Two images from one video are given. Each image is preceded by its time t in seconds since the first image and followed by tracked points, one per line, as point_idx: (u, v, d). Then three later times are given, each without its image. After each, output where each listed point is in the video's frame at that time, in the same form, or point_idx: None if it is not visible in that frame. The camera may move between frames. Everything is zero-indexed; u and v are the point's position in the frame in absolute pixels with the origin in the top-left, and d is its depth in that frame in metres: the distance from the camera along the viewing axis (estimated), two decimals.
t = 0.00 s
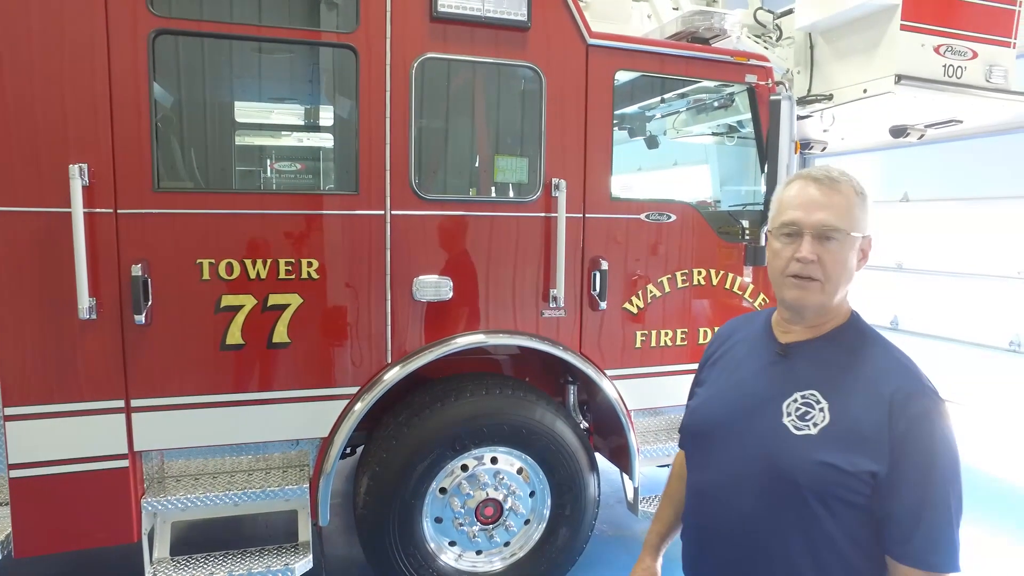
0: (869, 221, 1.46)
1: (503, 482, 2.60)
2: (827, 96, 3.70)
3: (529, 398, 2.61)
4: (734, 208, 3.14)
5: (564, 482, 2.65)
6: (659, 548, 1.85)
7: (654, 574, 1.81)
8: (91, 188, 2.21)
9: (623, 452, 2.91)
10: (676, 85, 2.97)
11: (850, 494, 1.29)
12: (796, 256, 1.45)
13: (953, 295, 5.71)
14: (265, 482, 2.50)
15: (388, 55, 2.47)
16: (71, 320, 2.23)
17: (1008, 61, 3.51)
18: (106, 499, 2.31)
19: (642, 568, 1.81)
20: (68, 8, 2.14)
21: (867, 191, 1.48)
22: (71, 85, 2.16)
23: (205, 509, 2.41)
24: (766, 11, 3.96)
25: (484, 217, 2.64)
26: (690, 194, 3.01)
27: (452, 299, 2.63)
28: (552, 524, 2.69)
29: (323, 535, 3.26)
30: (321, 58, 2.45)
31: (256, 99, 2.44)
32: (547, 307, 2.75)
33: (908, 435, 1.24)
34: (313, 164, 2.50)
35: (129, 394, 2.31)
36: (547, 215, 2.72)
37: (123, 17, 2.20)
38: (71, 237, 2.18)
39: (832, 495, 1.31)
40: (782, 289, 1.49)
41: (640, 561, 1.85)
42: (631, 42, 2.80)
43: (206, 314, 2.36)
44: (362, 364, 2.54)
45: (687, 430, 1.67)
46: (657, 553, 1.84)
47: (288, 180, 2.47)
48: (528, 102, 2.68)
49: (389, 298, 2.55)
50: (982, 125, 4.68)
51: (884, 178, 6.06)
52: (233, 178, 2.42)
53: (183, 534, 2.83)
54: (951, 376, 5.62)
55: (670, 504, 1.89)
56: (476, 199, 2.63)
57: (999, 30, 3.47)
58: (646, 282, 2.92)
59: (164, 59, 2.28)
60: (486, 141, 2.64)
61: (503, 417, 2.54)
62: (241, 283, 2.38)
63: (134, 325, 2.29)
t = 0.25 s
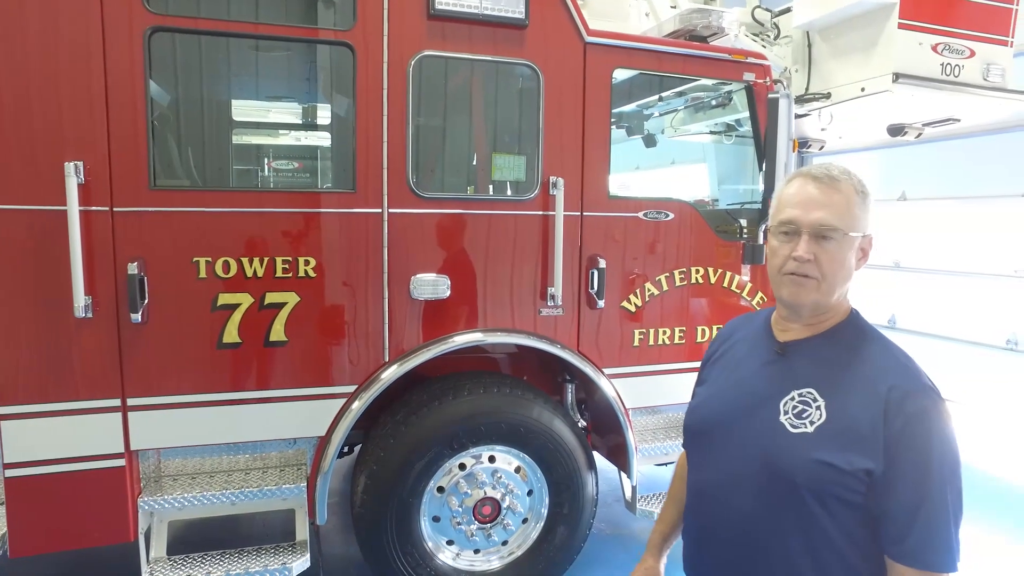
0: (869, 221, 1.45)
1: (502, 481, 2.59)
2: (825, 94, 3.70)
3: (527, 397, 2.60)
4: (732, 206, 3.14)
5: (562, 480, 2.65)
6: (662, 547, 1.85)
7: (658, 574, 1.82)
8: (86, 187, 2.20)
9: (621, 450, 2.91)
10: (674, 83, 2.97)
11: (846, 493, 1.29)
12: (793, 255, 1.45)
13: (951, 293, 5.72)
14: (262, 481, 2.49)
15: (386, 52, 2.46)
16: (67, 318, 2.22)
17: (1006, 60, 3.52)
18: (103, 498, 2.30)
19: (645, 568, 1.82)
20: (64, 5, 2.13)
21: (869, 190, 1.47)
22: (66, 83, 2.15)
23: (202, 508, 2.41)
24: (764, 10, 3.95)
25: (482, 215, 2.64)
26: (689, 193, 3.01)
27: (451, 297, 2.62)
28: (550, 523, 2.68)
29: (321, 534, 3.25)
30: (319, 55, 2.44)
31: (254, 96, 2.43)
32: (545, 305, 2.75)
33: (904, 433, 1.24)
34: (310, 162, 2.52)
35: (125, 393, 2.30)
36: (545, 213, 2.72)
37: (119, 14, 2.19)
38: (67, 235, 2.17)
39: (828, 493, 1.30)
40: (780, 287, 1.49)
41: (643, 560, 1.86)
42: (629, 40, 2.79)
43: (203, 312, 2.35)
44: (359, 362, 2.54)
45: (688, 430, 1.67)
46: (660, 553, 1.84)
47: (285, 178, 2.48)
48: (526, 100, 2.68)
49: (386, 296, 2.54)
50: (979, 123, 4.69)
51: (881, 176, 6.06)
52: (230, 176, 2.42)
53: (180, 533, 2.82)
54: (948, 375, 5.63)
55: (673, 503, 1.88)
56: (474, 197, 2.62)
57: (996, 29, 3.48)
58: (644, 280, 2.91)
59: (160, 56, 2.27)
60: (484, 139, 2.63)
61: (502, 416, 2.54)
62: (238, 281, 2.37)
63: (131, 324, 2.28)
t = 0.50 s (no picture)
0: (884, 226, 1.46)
1: (501, 481, 2.59)
2: (825, 93, 3.69)
3: (526, 396, 2.60)
4: (731, 206, 3.14)
5: (561, 480, 2.65)
6: (676, 554, 1.85)
7: None
8: (85, 186, 2.20)
9: (620, 449, 2.91)
10: (673, 82, 2.96)
11: (852, 494, 1.29)
12: (810, 252, 1.44)
13: (949, 292, 5.72)
14: (261, 481, 2.48)
15: (385, 51, 2.46)
16: (65, 317, 2.22)
17: (1005, 59, 3.52)
18: (102, 498, 2.30)
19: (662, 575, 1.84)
20: (62, 3, 2.12)
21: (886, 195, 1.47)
22: (65, 81, 2.15)
23: (201, 508, 2.40)
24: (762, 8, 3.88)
25: (481, 214, 2.64)
26: (688, 192, 3.01)
27: (450, 297, 2.62)
28: (550, 522, 2.68)
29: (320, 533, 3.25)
30: (318, 54, 2.43)
31: (253, 96, 2.43)
32: (545, 305, 2.74)
33: (910, 432, 1.24)
34: (309, 161, 2.49)
35: (124, 392, 2.30)
36: (544, 212, 2.72)
37: (117, 13, 2.18)
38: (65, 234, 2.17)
39: (834, 494, 1.30)
40: (791, 284, 1.48)
41: (660, 568, 1.87)
42: (628, 39, 2.79)
43: (202, 312, 2.35)
44: (358, 361, 2.53)
45: (695, 432, 1.66)
46: (675, 560, 1.85)
47: (284, 177, 2.46)
48: (525, 99, 2.67)
49: (386, 296, 2.54)
50: (978, 122, 4.69)
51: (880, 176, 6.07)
52: (229, 176, 2.40)
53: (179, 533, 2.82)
54: (947, 374, 5.64)
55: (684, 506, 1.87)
56: (474, 196, 2.62)
57: (996, 28, 3.49)
58: (643, 279, 2.91)
59: (159, 55, 2.26)
60: (484, 138, 2.63)
61: (500, 415, 2.54)
62: (237, 281, 2.37)
63: (129, 324, 2.28)
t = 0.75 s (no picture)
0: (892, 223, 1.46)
1: (501, 480, 2.59)
2: (825, 92, 3.69)
3: (526, 395, 2.60)
4: (731, 205, 3.14)
5: (561, 479, 2.65)
6: (681, 556, 1.86)
7: None
8: (85, 184, 2.19)
9: (621, 449, 2.91)
10: (673, 81, 2.96)
11: (864, 494, 1.29)
12: (817, 248, 1.44)
13: (949, 291, 5.72)
14: (261, 480, 2.48)
15: (385, 50, 2.46)
16: (65, 316, 2.22)
17: (1005, 58, 3.52)
18: (102, 497, 2.30)
19: None
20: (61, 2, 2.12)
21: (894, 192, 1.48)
22: (64, 80, 2.15)
23: (202, 507, 2.40)
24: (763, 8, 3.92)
25: (481, 213, 2.64)
26: (688, 191, 3.01)
27: (450, 296, 2.62)
28: (550, 521, 2.68)
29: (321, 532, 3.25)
30: (318, 53, 2.43)
31: (252, 95, 2.43)
32: (545, 304, 2.74)
33: (923, 433, 1.24)
34: (308, 161, 2.49)
35: (124, 391, 2.30)
36: (544, 211, 2.72)
37: (116, 11, 2.18)
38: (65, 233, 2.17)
39: (845, 495, 1.30)
40: (800, 280, 1.49)
41: (664, 570, 1.87)
42: (628, 38, 2.79)
43: (202, 311, 2.35)
44: (358, 361, 2.53)
45: (702, 432, 1.66)
46: (680, 562, 1.85)
47: (284, 176, 2.46)
48: (525, 98, 2.67)
49: (386, 295, 2.54)
50: (978, 122, 4.69)
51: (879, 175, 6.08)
52: (229, 175, 2.40)
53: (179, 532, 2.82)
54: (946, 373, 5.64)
55: (688, 509, 1.86)
56: (474, 195, 2.62)
57: (996, 27, 3.49)
58: (643, 278, 2.91)
59: (159, 54, 2.26)
60: (483, 137, 2.63)
61: (501, 414, 2.54)
62: (237, 280, 2.37)
63: (130, 322, 2.27)
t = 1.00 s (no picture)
0: (895, 220, 1.44)
1: (500, 478, 2.59)
2: (825, 91, 3.69)
3: (526, 395, 2.60)
4: (731, 204, 3.14)
5: (561, 477, 2.65)
6: (675, 552, 1.85)
7: None
8: (84, 182, 2.19)
9: (620, 447, 2.91)
10: (673, 80, 2.96)
11: (869, 495, 1.28)
12: (811, 248, 1.45)
13: (948, 290, 5.72)
14: (260, 478, 2.48)
15: (384, 49, 2.45)
16: (64, 314, 2.22)
17: (1005, 57, 3.52)
18: (101, 496, 2.29)
19: (658, 573, 1.82)
20: None
21: (896, 187, 1.46)
22: (63, 78, 2.14)
23: (201, 505, 2.40)
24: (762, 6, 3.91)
25: (481, 211, 2.64)
26: (688, 190, 3.01)
27: (449, 295, 2.62)
28: (549, 520, 2.68)
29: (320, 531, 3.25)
30: (317, 52, 2.43)
31: (251, 93, 2.43)
32: (544, 302, 2.74)
33: (929, 434, 1.23)
34: (308, 159, 2.49)
35: (123, 389, 2.30)
36: (544, 209, 2.72)
37: (115, 9, 2.17)
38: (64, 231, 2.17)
39: (850, 495, 1.30)
40: (798, 280, 1.50)
41: (657, 565, 1.85)
42: (628, 36, 2.79)
43: (201, 309, 2.34)
44: (358, 360, 2.53)
45: (704, 430, 1.66)
46: (674, 557, 1.84)
47: (283, 174, 2.46)
48: (525, 96, 2.67)
49: (385, 294, 2.54)
50: (978, 121, 4.68)
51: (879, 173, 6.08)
52: (228, 174, 2.40)
53: (178, 530, 2.82)
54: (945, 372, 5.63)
55: (686, 505, 1.87)
56: (474, 194, 2.62)
57: (996, 25, 3.49)
58: (643, 277, 2.91)
59: (158, 52, 2.26)
60: (483, 135, 2.63)
61: (500, 413, 2.54)
62: (236, 278, 2.37)
63: (129, 321, 2.27)
